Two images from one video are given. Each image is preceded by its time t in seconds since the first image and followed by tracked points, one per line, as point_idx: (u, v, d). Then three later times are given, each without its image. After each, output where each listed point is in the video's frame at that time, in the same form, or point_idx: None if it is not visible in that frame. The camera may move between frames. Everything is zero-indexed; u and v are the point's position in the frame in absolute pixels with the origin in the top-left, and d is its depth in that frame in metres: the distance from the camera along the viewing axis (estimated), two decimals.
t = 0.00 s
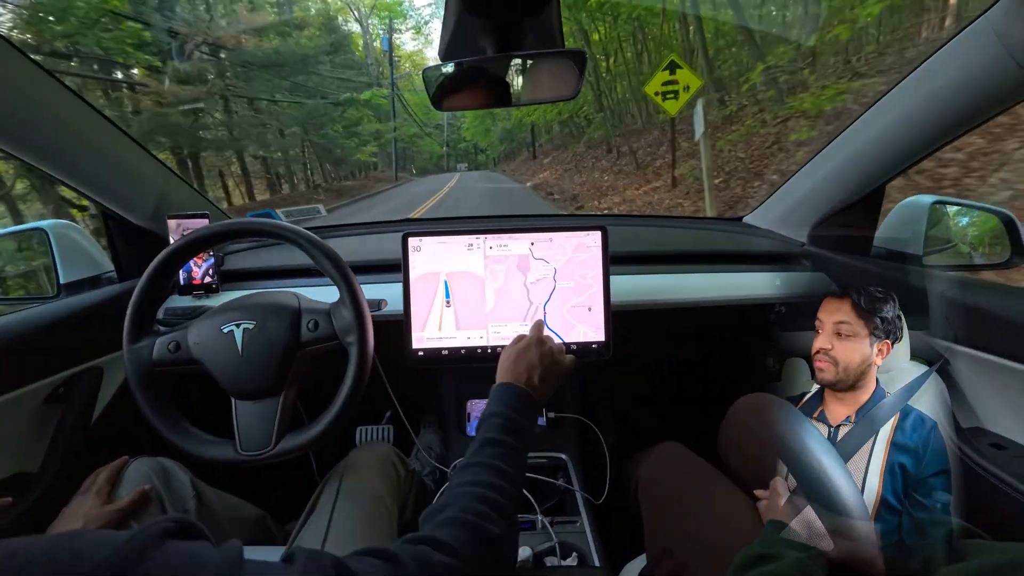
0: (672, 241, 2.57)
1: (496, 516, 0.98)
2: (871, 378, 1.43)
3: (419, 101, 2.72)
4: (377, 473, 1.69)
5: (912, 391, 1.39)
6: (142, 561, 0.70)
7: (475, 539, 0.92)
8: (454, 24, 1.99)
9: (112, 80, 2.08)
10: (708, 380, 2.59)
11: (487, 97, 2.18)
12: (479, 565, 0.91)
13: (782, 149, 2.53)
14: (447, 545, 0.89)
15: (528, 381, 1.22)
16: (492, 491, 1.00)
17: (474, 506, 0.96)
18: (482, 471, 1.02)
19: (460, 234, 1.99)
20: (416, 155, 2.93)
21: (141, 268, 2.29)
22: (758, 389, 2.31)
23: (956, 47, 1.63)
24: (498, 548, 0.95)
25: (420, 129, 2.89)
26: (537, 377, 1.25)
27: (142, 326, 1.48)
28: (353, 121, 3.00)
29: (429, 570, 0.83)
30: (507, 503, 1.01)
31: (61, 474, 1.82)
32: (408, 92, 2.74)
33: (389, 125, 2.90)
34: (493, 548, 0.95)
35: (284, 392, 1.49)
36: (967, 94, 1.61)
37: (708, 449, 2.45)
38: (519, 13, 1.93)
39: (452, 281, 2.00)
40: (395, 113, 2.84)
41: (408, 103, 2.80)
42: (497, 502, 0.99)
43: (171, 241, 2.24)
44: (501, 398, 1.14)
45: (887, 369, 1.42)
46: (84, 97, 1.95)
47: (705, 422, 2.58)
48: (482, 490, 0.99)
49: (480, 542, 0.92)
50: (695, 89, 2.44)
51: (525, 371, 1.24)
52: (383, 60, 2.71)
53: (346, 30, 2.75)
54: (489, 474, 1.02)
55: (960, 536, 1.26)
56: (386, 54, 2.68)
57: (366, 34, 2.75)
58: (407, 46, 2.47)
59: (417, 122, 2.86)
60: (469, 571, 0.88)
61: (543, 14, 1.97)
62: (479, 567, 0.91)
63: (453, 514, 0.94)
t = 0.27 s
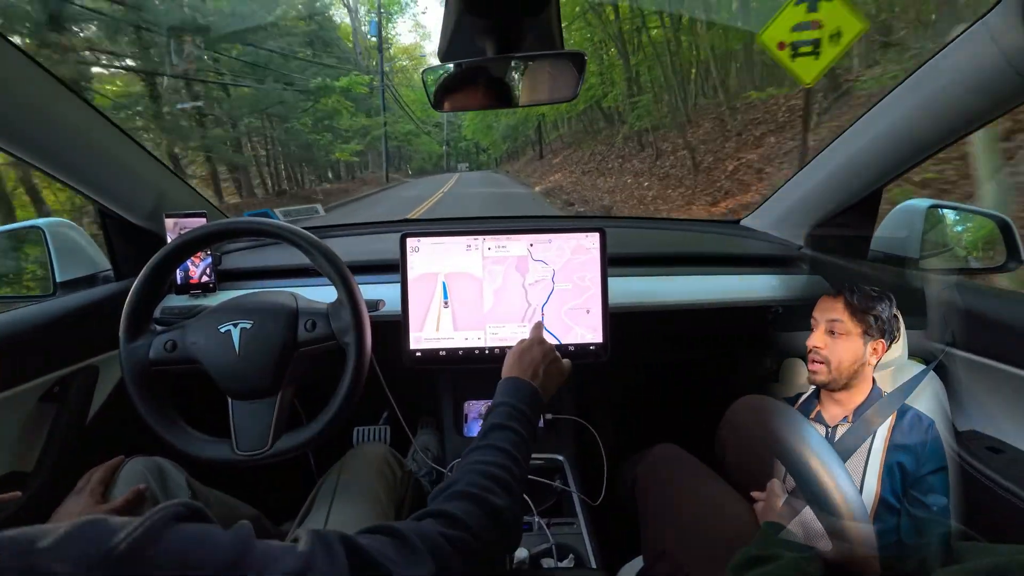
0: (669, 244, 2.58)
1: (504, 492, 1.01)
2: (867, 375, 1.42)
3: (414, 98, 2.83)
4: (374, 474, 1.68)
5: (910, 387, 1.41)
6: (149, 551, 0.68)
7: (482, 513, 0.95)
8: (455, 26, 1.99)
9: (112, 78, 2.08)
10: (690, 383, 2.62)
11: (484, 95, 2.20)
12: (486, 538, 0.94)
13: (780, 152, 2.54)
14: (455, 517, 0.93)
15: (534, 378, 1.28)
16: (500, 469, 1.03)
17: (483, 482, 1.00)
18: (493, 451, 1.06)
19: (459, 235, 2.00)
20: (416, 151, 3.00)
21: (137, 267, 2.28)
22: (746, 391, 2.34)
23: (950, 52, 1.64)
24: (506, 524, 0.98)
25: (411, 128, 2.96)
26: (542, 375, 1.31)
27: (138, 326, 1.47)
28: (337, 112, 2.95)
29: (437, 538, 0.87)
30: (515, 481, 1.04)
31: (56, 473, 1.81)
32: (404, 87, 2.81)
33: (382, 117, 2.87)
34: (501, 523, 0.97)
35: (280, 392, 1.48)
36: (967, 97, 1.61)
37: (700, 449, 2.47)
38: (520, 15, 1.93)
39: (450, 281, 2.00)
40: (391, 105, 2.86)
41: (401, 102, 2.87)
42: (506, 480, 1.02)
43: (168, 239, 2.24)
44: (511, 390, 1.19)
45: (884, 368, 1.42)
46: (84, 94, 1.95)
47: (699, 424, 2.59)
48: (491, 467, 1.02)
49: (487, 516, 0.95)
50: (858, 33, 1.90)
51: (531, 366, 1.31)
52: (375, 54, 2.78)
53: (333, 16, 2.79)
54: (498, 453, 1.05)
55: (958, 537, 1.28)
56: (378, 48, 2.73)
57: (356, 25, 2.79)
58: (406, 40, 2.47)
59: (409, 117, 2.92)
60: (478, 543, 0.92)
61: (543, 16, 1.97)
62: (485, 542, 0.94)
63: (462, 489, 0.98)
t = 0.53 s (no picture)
0: (667, 245, 2.59)
1: (504, 467, 1.01)
2: (862, 372, 1.44)
3: (405, 84, 2.62)
4: (374, 473, 1.68)
5: (907, 386, 1.40)
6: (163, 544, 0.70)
7: (484, 487, 0.96)
8: (454, 26, 1.99)
9: (107, 77, 2.07)
10: (695, 383, 2.61)
11: (484, 95, 2.23)
12: (489, 513, 0.94)
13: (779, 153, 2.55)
14: (457, 492, 0.93)
15: (533, 355, 1.31)
16: (501, 444, 1.03)
17: (483, 457, 0.99)
18: (492, 426, 1.06)
19: (457, 235, 2.00)
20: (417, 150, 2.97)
21: (134, 267, 2.28)
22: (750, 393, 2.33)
23: (949, 53, 1.64)
24: (507, 498, 0.99)
25: (405, 127, 2.88)
26: (541, 352, 1.34)
27: (137, 325, 1.47)
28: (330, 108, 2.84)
29: (438, 515, 0.88)
30: (515, 457, 1.04)
31: (53, 473, 1.81)
32: (399, 82, 2.64)
33: (370, 110, 2.79)
34: (502, 497, 0.98)
35: (279, 393, 1.49)
36: (965, 99, 1.62)
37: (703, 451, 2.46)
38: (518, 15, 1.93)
39: (448, 281, 2.00)
40: (384, 101, 2.76)
41: (394, 96, 2.73)
42: (506, 454, 1.02)
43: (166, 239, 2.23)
44: (511, 367, 1.20)
45: (879, 369, 1.43)
46: (81, 94, 1.94)
47: (699, 425, 2.59)
48: (491, 443, 1.02)
49: (488, 491, 0.96)
50: None
51: (530, 342, 1.32)
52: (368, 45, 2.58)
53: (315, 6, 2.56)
54: (498, 429, 1.05)
55: (954, 537, 1.28)
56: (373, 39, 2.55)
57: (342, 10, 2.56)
58: (402, 33, 2.39)
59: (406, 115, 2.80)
60: (480, 516, 0.92)
61: (541, 17, 1.97)
62: (486, 516, 0.94)
63: (463, 464, 0.98)
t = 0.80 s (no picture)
0: (666, 245, 2.60)
1: (511, 466, 1.00)
2: (860, 372, 1.45)
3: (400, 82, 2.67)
4: (373, 472, 1.68)
5: (906, 386, 1.41)
6: (158, 550, 0.72)
7: (490, 487, 0.96)
8: (454, 25, 1.99)
9: (105, 75, 2.06)
10: (695, 382, 2.61)
11: (484, 95, 2.20)
12: (495, 512, 0.94)
13: (778, 153, 2.55)
14: (462, 493, 0.93)
15: (540, 351, 1.26)
16: (507, 443, 1.02)
17: (489, 456, 0.99)
18: (499, 424, 1.05)
19: (456, 234, 2.00)
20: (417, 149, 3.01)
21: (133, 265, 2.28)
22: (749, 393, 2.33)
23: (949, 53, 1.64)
24: (514, 497, 0.99)
25: (401, 123, 2.88)
26: (549, 346, 1.30)
27: (136, 323, 1.47)
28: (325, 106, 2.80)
29: (442, 516, 0.88)
30: (522, 456, 1.03)
31: (52, 471, 1.81)
32: (396, 79, 2.66)
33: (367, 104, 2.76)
34: (509, 496, 0.98)
35: (277, 392, 1.49)
36: (965, 99, 1.62)
37: (701, 451, 2.47)
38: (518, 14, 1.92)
39: (447, 280, 2.00)
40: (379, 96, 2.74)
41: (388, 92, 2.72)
42: (513, 453, 1.01)
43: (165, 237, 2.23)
44: (517, 363, 1.17)
45: (877, 370, 1.43)
46: (79, 92, 1.93)
47: (698, 424, 2.59)
48: (497, 442, 1.02)
49: (495, 490, 0.95)
50: None
51: (537, 337, 1.28)
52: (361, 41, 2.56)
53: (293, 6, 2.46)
54: (504, 427, 1.04)
55: (952, 537, 1.29)
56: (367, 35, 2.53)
57: (327, 0, 2.46)
58: (397, 26, 2.37)
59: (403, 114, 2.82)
60: (486, 518, 0.92)
61: (542, 17, 1.96)
62: (492, 516, 0.94)
63: (469, 464, 0.98)
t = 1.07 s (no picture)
0: (665, 245, 2.60)
1: (510, 500, 1.01)
2: (858, 374, 1.47)
3: (390, 77, 2.83)
4: (372, 473, 1.67)
5: (907, 386, 1.41)
6: (154, 563, 0.74)
7: (490, 520, 0.97)
8: (454, 23, 1.98)
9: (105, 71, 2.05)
10: (687, 383, 2.60)
11: (485, 91, 2.21)
12: (496, 546, 0.95)
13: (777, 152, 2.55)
14: (463, 526, 0.94)
15: (537, 383, 1.28)
16: (508, 475, 1.04)
17: (489, 489, 1.00)
18: (500, 457, 1.06)
19: (456, 233, 2.00)
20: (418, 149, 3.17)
21: (131, 263, 2.27)
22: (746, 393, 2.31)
23: (950, 52, 1.64)
24: (514, 530, 1.00)
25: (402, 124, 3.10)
26: (545, 376, 1.32)
27: (135, 320, 1.46)
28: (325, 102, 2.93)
29: (440, 549, 0.89)
30: (521, 489, 1.04)
31: (50, 469, 1.80)
32: (391, 74, 2.81)
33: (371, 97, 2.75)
34: (510, 530, 0.99)
35: (275, 391, 1.48)
36: (965, 99, 1.62)
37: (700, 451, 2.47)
38: (518, 11, 1.92)
39: (447, 279, 2.00)
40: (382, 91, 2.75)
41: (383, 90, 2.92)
42: (513, 487, 1.03)
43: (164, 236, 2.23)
44: (517, 396, 1.19)
45: (875, 371, 1.44)
46: (77, 88, 1.92)
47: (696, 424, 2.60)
48: (497, 474, 1.03)
49: (495, 523, 0.96)
50: None
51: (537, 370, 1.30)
52: (358, 47, 2.71)
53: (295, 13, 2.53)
54: (504, 460, 1.06)
55: (950, 537, 1.28)
56: (362, 35, 2.67)
57: None
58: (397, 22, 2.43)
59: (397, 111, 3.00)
60: (485, 552, 0.93)
61: (542, 14, 1.95)
62: (492, 550, 0.95)
63: (469, 496, 0.99)
